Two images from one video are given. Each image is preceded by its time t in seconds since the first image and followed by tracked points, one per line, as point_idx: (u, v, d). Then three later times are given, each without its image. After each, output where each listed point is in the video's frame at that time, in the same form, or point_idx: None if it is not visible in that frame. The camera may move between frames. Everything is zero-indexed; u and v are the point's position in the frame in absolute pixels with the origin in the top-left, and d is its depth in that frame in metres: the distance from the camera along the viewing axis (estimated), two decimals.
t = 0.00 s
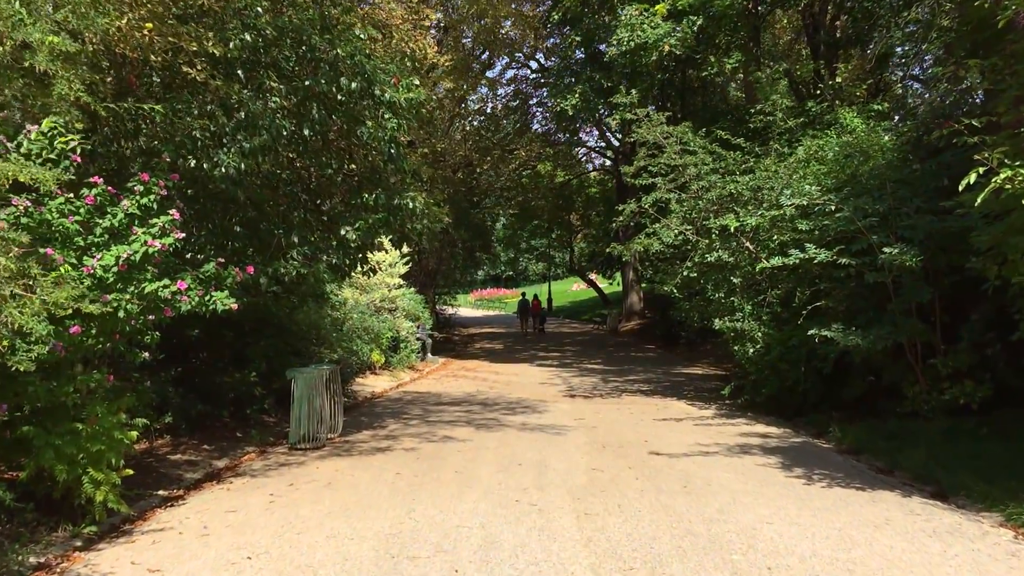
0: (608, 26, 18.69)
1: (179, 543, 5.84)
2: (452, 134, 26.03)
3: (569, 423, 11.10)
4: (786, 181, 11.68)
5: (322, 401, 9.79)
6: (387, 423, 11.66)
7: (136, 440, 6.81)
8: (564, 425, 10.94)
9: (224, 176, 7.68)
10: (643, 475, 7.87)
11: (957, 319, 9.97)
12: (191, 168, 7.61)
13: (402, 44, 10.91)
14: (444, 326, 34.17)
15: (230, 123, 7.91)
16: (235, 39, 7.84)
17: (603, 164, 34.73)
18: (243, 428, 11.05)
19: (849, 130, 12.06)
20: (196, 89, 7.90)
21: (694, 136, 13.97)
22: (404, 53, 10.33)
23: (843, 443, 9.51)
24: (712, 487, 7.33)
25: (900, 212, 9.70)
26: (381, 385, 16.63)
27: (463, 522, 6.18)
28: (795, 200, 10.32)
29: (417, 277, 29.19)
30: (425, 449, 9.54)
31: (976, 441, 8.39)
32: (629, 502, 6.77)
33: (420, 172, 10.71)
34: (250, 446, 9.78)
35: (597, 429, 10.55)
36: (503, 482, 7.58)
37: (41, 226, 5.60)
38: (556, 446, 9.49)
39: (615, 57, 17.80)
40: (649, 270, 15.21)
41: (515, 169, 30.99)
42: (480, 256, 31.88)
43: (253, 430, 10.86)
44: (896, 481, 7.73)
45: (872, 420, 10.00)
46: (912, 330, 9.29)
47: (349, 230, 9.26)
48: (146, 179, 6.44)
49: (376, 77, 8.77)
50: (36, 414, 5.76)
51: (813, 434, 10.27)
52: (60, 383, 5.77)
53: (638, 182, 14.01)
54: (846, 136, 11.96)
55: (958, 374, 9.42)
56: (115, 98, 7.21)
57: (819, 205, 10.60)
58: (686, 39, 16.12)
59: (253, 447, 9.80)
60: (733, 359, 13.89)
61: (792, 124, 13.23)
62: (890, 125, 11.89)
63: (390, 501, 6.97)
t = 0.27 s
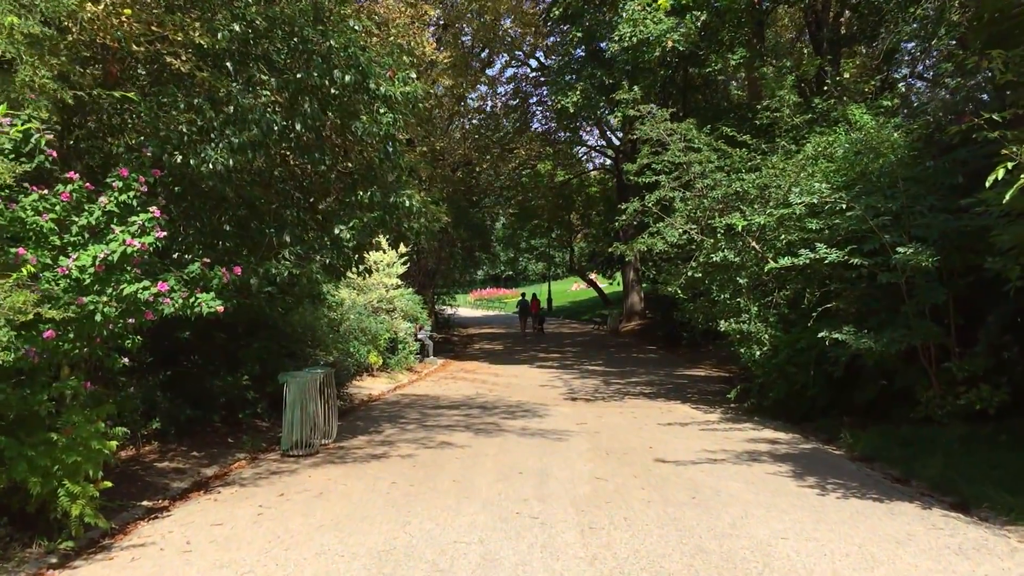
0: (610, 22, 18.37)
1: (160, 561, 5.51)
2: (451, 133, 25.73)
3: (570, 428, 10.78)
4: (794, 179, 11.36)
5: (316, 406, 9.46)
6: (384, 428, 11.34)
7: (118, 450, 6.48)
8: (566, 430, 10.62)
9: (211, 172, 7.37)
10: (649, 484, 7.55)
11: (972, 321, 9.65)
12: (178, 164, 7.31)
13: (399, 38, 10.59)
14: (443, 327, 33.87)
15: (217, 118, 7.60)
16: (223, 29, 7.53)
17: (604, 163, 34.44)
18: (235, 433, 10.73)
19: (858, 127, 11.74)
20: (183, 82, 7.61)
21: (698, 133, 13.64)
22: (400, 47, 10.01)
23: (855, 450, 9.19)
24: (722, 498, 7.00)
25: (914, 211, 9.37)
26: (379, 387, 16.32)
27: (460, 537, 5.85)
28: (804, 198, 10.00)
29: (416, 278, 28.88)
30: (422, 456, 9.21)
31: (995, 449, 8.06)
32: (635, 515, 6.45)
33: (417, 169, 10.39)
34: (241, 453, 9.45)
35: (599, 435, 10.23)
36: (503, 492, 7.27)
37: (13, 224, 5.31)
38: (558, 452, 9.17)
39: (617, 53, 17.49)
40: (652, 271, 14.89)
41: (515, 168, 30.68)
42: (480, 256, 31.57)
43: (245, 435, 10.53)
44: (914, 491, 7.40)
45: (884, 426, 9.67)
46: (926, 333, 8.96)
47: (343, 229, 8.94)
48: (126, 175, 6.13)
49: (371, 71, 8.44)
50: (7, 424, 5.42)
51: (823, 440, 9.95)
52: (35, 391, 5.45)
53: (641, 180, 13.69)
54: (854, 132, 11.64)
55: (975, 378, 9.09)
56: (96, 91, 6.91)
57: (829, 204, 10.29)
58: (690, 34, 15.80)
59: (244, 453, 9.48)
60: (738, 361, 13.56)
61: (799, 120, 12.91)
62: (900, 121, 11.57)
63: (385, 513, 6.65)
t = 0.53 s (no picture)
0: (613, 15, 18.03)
1: None
2: (450, 130, 25.40)
3: (573, 430, 10.42)
4: (804, 173, 11.01)
5: (309, 409, 9.10)
6: (380, 430, 10.97)
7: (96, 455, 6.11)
8: (568, 433, 10.27)
9: (197, 164, 7.03)
10: (657, 490, 7.20)
11: (991, 320, 9.29)
12: (162, 154, 6.99)
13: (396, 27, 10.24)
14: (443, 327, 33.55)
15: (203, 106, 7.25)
16: (211, 13, 7.18)
17: (605, 162, 34.11)
18: (226, 435, 10.37)
19: (870, 119, 11.38)
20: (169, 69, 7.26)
21: (704, 126, 13.26)
22: (396, 35, 9.65)
23: (870, 454, 8.84)
24: (735, 505, 6.64)
25: (933, 206, 9.01)
26: (376, 388, 15.97)
27: (458, 550, 5.49)
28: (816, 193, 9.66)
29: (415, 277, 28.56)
30: (419, 461, 8.86)
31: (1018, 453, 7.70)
32: (644, 524, 6.09)
33: (415, 163, 10.03)
34: (231, 457, 9.10)
35: (603, 438, 9.88)
36: (503, 500, 6.92)
37: None
38: (560, 456, 8.81)
39: (620, 47, 17.15)
40: (656, 269, 14.53)
41: (515, 166, 30.34)
42: (479, 255, 31.24)
43: (237, 437, 10.18)
44: (935, 498, 7.04)
45: (899, 429, 9.31)
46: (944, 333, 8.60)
47: (336, 224, 8.36)
48: (103, 164, 5.79)
49: (365, 58, 8.09)
50: None
51: (835, 443, 9.60)
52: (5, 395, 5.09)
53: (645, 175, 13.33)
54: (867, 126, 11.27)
55: (994, 379, 8.73)
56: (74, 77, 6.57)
57: (842, 199, 9.93)
58: (695, 27, 15.45)
59: (235, 457, 9.12)
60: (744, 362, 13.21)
61: (808, 114, 12.54)
62: (914, 113, 11.21)
63: (378, 522, 6.30)
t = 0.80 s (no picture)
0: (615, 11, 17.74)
1: None
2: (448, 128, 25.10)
3: (574, 436, 10.10)
4: (811, 171, 10.69)
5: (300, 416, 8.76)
6: (376, 436, 10.66)
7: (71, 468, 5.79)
8: (568, 440, 9.94)
9: (181, 160, 6.72)
10: (662, 502, 6.88)
11: (1007, 323, 8.96)
12: (144, 150, 6.69)
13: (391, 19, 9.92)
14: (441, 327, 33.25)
15: (188, 100, 6.94)
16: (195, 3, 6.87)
17: (605, 161, 33.83)
18: (216, 442, 10.05)
19: (880, 116, 11.06)
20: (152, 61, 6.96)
21: (708, 123, 12.94)
22: (391, 28, 9.33)
23: (882, 462, 8.52)
24: (744, 519, 6.33)
25: (947, 204, 8.70)
26: (372, 391, 15.65)
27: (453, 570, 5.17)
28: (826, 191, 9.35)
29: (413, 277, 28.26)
30: (415, 469, 8.53)
31: None
32: (649, 540, 5.77)
33: (411, 160, 9.70)
34: (220, 465, 8.78)
35: (605, 444, 9.56)
36: (501, 513, 6.59)
37: None
38: (561, 465, 8.48)
39: (621, 43, 16.84)
40: (659, 269, 14.21)
41: (514, 165, 30.04)
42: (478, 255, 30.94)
43: (227, 444, 9.87)
44: (954, 511, 6.72)
45: (912, 436, 8.99)
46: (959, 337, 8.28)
47: (330, 225, 8.20)
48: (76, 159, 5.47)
49: (358, 51, 7.77)
50: None
51: (845, 450, 9.27)
52: None
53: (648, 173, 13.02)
54: (876, 122, 10.94)
55: (1011, 385, 8.41)
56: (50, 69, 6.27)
57: (852, 198, 9.61)
58: (698, 22, 15.14)
59: (224, 465, 8.81)
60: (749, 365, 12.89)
61: (816, 110, 12.20)
62: (925, 110, 10.90)
63: (369, 538, 5.97)
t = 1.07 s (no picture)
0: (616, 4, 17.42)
1: None
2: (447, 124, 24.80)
3: (573, 439, 9.76)
4: (818, 164, 10.36)
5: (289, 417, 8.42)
6: (368, 438, 10.34)
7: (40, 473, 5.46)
8: (567, 442, 9.62)
9: (160, 149, 6.40)
10: (665, 508, 6.56)
11: (1023, 321, 8.64)
12: (121, 139, 6.38)
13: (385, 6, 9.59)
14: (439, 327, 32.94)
15: (168, 86, 6.62)
16: None
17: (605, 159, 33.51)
18: (203, 444, 9.72)
19: (889, 108, 10.73)
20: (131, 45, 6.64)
21: (711, 116, 12.60)
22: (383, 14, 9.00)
23: (894, 465, 8.18)
24: (752, 526, 6.01)
25: (961, 198, 8.37)
26: (367, 391, 15.32)
27: None
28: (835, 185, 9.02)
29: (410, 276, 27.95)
30: (408, 472, 8.19)
31: None
32: (653, 550, 5.45)
33: (404, 152, 9.35)
34: (205, 469, 8.44)
35: (605, 447, 9.22)
36: (496, 520, 6.26)
37: None
38: (560, 468, 8.15)
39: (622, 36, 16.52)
40: (660, 267, 13.87)
41: (513, 162, 29.73)
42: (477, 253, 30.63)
43: (214, 446, 9.55)
44: (971, 517, 6.40)
45: (923, 439, 8.67)
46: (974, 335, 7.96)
47: (317, 217, 7.74)
48: (43, 145, 5.16)
49: (348, 36, 7.44)
50: None
51: (854, 453, 8.95)
52: None
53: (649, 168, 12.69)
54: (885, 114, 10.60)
55: None
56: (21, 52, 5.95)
57: (862, 192, 9.29)
58: (700, 13, 14.82)
59: (210, 469, 8.49)
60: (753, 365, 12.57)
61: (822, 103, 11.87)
62: (936, 101, 10.57)
63: (356, 547, 5.65)
